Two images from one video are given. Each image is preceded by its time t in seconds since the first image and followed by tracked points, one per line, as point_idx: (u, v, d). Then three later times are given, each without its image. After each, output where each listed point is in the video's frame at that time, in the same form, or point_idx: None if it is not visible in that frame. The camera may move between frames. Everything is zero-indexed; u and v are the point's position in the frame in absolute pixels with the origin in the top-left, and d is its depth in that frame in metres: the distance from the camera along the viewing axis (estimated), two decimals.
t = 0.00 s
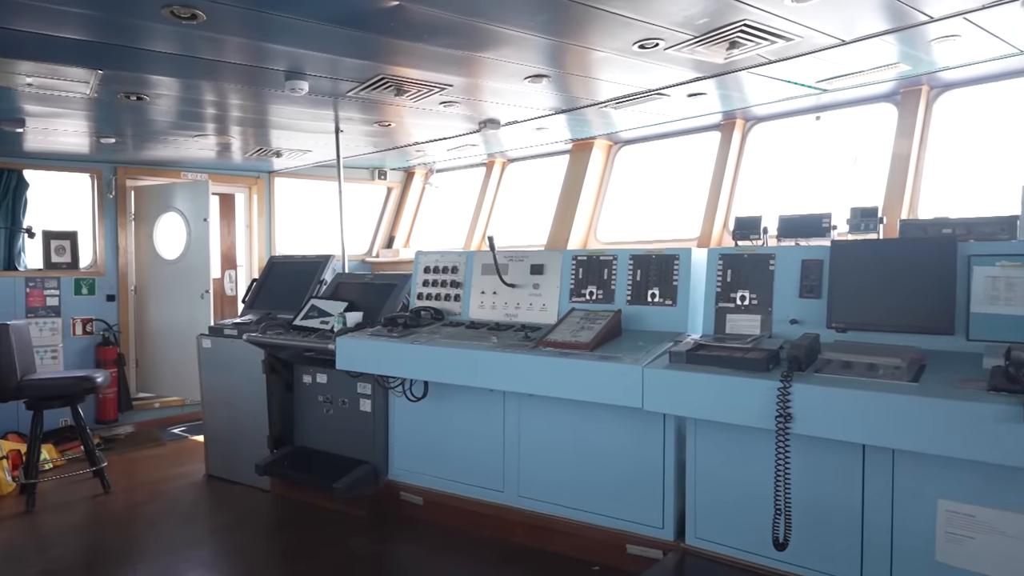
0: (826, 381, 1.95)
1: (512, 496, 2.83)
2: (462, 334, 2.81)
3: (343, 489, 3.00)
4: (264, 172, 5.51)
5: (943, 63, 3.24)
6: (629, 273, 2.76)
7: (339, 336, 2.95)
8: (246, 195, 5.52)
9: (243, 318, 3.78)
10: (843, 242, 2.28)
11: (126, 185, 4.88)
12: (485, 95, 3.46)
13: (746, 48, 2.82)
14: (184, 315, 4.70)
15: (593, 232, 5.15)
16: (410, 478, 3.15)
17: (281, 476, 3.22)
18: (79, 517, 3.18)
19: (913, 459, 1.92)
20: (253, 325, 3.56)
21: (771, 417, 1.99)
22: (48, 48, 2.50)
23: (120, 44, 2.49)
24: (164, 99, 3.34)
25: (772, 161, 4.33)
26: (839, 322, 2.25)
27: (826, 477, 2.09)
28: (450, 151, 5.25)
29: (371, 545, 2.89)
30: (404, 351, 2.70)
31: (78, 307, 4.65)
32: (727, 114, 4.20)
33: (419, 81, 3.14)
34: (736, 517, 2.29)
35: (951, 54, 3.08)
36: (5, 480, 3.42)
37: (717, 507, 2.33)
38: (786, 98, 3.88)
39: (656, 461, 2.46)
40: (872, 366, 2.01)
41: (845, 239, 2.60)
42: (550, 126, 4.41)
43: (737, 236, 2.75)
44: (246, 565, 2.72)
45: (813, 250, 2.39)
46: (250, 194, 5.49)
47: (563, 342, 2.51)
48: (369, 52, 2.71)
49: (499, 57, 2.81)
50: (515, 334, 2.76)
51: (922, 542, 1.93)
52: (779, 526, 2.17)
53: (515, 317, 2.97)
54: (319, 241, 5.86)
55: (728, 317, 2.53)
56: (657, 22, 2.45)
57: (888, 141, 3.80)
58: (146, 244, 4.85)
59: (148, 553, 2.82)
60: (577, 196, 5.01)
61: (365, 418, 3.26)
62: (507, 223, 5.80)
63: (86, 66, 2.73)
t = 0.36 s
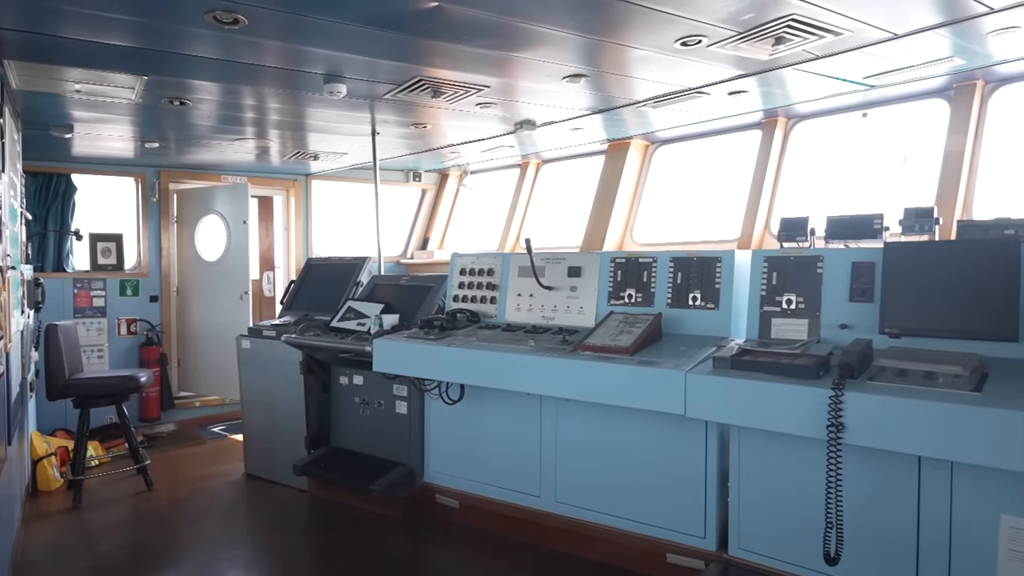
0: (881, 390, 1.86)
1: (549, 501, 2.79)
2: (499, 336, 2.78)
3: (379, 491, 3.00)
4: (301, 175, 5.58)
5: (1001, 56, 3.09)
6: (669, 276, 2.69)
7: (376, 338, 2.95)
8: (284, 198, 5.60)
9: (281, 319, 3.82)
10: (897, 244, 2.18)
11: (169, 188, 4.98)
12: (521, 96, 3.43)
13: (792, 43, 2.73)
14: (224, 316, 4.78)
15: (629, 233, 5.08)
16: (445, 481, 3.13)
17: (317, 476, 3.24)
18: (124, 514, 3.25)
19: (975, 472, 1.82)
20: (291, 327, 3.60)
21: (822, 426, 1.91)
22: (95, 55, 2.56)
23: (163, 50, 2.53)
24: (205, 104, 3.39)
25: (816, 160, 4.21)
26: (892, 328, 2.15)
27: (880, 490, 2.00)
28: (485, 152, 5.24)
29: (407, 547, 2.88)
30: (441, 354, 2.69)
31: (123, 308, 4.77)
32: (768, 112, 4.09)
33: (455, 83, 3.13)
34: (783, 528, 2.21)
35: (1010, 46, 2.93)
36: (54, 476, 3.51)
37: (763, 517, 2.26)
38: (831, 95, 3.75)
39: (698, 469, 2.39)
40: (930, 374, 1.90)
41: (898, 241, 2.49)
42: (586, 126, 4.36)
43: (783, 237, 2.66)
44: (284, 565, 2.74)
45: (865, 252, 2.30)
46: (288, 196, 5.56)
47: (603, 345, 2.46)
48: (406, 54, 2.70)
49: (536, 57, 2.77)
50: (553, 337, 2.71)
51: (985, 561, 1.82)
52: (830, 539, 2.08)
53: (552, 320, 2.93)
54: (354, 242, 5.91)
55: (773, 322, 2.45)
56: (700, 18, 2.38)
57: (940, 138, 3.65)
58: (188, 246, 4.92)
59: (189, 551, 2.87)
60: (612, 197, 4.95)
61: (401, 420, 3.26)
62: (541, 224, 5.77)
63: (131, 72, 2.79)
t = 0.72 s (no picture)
0: (939, 399, 1.76)
1: (585, 508, 2.74)
2: (534, 340, 2.73)
3: (413, 494, 2.98)
4: (334, 177, 5.61)
5: None
6: (709, 279, 2.60)
7: (409, 340, 2.94)
8: (317, 200, 5.64)
9: (315, 321, 3.84)
10: (952, 246, 2.08)
11: (206, 190, 5.05)
12: (555, 96, 3.39)
13: (840, 38, 2.63)
14: (258, 317, 4.83)
15: (663, 234, 4.99)
16: (479, 485, 3.10)
17: (351, 478, 3.24)
18: (162, 512, 3.29)
19: None
20: (325, 328, 3.60)
21: (875, 437, 1.82)
22: (134, 59, 2.59)
23: (202, 53, 2.55)
24: (241, 107, 3.42)
25: (859, 159, 4.07)
26: (948, 333, 2.04)
27: (938, 504, 1.90)
28: (516, 153, 5.20)
29: (441, 551, 2.86)
30: (476, 357, 2.66)
31: (161, 308, 4.86)
32: (808, 109, 3.97)
33: (489, 83, 3.10)
34: (831, 542, 2.12)
35: None
36: (94, 473, 3.58)
37: (810, 530, 2.17)
38: (875, 92, 3.62)
39: (740, 478, 2.31)
40: (992, 384, 1.80)
41: (954, 243, 2.38)
42: (620, 126, 4.29)
43: (829, 239, 2.57)
44: (318, 568, 2.73)
45: (918, 254, 2.19)
46: (320, 198, 5.61)
47: (642, 350, 2.40)
48: (440, 54, 2.68)
49: (572, 55, 2.73)
50: (589, 340, 2.66)
51: None
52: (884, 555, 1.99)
53: (587, 323, 2.87)
54: (386, 244, 5.93)
55: (819, 326, 2.36)
56: (744, 13, 2.31)
57: (993, 135, 3.49)
58: (223, 247, 5.00)
59: (225, 551, 2.88)
60: (646, 198, 4.86)
61: (434, 423, 3.24)
62: (573, 226, 5.71)
63: (169, 76, 2.82)
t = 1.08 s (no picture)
0: (1006, 411, 1.63)
1: (620, 516, 2.67)
2: (568, 344, 2.67)
3: (446, 499, 2.95)
4: (364, 178, 5.62)
5: None
6: (751, 281, 2.49)
7: (442, 343, 2.90)
8: (348, 202, 5.66)
9: (346, 323, 3.83)
10: (1012, 248, 1.93)
11: (239, 193, 5.10)
12: (588, 94, 3.32)
13: (891, 30, 2.52)
14: (290, 318, 4.85)
15: (697, 235, 4.89)
16: (511, 491, 3.05)
17: (382, 481, 3.22)
18: (196, 513, 3.31)
19: None
20: (357, 330, 3.59)
21: (935, 450, 1.69)
22: (170, 62, 2.60)
23: (237, 55, 2.55)
24: (275, 109, 3.43)
25: (904, 156, 3.91)
26: (1010, 340, 1.90)
27: (1003, 523, 1.78)
28: (547, 153, 5.15)
29: (474, 558, 2.82)
30: (510, 361, 2.61)
31: (195, 309, 4.92)
32: (851, 105, 3.83)
33: (522, 82, 3.05)
34: (885, 560, 2.01)
35: None
36: (131, 473, 3.62)
37: (861, 546, 2.06)
38: (923, 86, 3.47)
39: (785, 489, 2.22)
40: None
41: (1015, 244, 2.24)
42: (654, 125, 4.21)
43: (879, 240, 2.45)
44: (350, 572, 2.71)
45: (977, 256, 2.07)
46: (351, 200, 5.62)
47: (681, 355, 2.27)
48: (473, 53, 2.64)
49: (607, 52, 2.66)
50: (626, 344, 2.58)
51: None
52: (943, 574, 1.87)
53: (623, 327, 2.79)
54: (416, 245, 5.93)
55: (869, 331, 2.24)
56: (790, 5, 2.22)
57: None
58: (256, 249, 5.04)
59: (258, 553, 2.88)
60: (680, 198, 4.76)
61: (466, 427, 3.21)
62: (604, 226, 5.63)
63: (204, 79, 2.83)
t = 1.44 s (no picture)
0: None
1: (651, 523, 2.58)
2: (597, 346, 2.58)
3: (471, 502, 2.89)
4: (388, 178, 5.60)
5: None
6: (788, 282, 2.37)
7: (468, 344, 2.85)
8: (372, 201, 5.65)
9: (371, 323, 3.80)
10: None
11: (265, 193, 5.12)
12: (617, 88, 3.24)
13: (939, 16, 2.39)
14: (315, 318, 4.85)
15: (728, 233, 4.77)
16: (537, 495, 2.98)
17: (407, 483, 3.18)
18: (221, 513, 3.30)
19: None
20: (381, 330, 3.56)
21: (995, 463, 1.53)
22: (196, 60, 2.59)
23: (261, 52, 2.53)
24: (299, 108, 3.41)
25: (947, 151, 3.75)
26: None
27: None
28: (573, 151, 5.07)
29: (499, 563, 2.76)
30: (536, 362, 2.54)
31: (221, 309, 4.94)
32: (890, 99, 3.68)
33: (550, 76, 2.98)
34: None
35: None
36: (158, 472, 3.64)
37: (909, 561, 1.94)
38: (968, 77, 3.31)
39: (826, 500, 2.11)
40: None
41: None
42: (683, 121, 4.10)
43: (927, 238, 2.32)
44: None
45: None
46: (376, 200, 5.61)
47: (716, 358, 2.15)
48: (500, 46, 2.57)
49: (638, 43, 2.57)
50: (656, 346, 2.48)
51: None
52: None
53: (654, 328, 2.70)
54: (441, 245, 5.89)
55: (917, 334, 2.09)
56: None
57: None
58: (281, 249, 5.05)
59: (282, 555, 2.86)
60: (710, 196, 4.64)
61: (491, 429, 3.15)
62: (631, 225, 5.53)
63: (229, 77, 2.81)
